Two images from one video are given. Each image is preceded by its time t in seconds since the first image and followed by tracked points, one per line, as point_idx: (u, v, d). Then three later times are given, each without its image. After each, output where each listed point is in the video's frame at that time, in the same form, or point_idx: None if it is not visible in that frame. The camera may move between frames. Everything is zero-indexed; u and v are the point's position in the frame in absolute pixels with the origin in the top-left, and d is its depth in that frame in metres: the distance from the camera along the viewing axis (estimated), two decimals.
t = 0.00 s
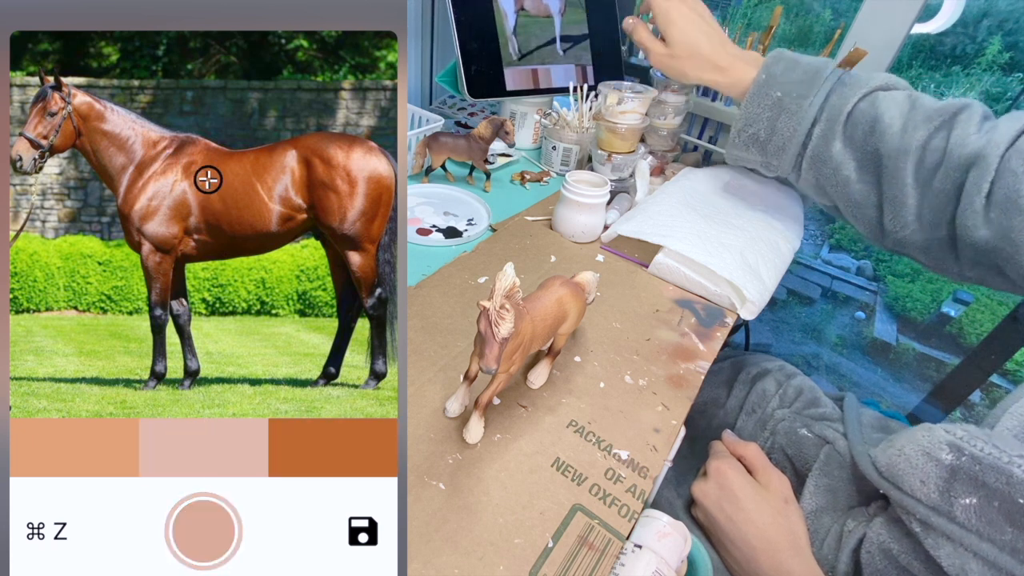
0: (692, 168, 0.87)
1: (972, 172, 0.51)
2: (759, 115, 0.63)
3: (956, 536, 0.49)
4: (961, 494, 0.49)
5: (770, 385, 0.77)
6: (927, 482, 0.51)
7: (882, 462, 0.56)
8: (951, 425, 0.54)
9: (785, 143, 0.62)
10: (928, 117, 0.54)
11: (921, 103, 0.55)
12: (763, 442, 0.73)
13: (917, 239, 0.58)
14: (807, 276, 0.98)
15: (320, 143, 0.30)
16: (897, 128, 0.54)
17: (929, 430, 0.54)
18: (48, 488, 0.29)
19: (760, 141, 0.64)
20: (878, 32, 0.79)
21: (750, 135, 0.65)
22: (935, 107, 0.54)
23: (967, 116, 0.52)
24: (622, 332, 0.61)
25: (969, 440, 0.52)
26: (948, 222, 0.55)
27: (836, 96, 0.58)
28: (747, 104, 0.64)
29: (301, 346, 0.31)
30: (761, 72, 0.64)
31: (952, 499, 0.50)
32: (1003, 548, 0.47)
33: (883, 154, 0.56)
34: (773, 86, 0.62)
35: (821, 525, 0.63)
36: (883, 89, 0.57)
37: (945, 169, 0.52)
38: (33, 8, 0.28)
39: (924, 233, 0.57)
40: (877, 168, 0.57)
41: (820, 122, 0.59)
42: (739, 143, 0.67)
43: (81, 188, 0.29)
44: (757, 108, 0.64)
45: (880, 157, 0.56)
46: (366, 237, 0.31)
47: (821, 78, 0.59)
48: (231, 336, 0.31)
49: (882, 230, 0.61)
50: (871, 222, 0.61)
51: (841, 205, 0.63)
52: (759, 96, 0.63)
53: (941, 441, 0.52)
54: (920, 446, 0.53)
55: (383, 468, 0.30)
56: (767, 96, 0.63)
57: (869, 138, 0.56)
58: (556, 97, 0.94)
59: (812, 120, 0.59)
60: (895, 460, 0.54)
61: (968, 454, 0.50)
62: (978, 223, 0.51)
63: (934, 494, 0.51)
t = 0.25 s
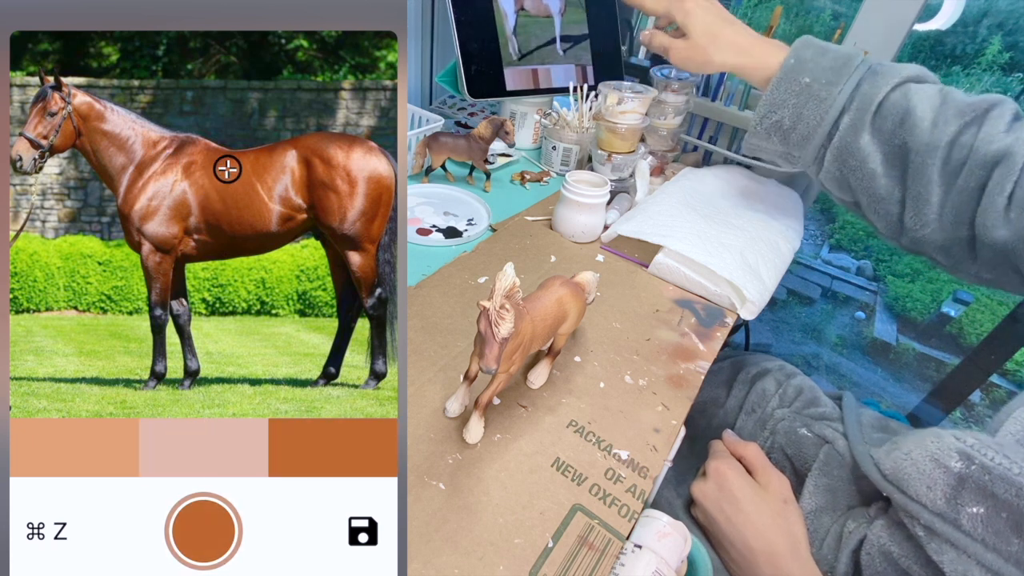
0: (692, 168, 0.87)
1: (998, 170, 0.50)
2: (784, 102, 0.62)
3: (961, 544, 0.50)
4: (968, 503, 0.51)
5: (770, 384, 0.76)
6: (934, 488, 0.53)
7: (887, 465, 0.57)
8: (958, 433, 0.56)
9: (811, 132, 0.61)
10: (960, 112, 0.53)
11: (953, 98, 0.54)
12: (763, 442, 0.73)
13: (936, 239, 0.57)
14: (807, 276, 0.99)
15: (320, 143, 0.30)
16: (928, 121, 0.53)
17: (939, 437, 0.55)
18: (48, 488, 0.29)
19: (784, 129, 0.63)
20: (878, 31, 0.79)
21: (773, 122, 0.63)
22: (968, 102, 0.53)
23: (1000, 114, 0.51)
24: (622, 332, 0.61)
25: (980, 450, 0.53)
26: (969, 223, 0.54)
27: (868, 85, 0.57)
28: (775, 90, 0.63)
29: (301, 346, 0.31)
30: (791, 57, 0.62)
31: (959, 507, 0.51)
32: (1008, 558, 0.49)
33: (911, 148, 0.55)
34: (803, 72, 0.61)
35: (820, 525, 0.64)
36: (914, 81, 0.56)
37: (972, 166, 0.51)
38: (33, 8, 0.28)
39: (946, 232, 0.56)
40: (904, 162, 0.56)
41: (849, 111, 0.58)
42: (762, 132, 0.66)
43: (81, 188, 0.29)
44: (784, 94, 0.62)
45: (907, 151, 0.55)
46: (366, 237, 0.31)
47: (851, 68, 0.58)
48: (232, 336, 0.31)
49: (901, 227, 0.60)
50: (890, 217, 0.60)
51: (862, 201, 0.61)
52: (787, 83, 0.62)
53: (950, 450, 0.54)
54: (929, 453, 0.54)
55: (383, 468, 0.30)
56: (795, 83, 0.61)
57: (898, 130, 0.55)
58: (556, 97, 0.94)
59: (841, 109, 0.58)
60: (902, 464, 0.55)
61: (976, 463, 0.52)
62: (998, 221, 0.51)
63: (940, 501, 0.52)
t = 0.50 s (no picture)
0: (692, 168, 0.87)
1: (1010, 175, 0.48)
2: (788, 115, 0.62)
3: (963, 552, 0.51)
4: (972, 513, 0.52)
5: (769, 384, 0.76)
6: (939, 496, 0.53)
7: (891, 470, 0.58)
8: (968, 442, 0.56)
9: (816, 143, 0.61)
10: (968, 117, 0.52)
11: (963, 102, 0.53)
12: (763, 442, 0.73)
13: (952, 244, 0.56)
14: (807, 276, 0.98)
15: (320, 143, 0.30)
16: (933, 129, 0.53)
17: (947, 446, 0.56)
18: (48, 488, 0.29)
19: (790, 141, 0.63)
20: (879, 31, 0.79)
21: (779, 135, 0.64)
22: (977, 107, 0.52)
23: (1011, 116, 0.50)
24: (622, 332, 0.61)
25: (989, 461, 0.53)
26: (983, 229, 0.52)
27: (871, 95, 0.57)
28: (778, 104, 0.63)
29: (301, 346, 0.31)
30: (793, 72, 0.63)
31: (963, 516, 0.52)
32: (1010, 570, 0.49)
33: (918, 156, 0.54)
34: (805, 85, 0.61)
35: (819, 525, 0.64)
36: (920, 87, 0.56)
37: (982, 172, 0.50)
38: (33, 8, 0.28)
39: (961, 238, 0.55)
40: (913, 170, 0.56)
41: (853, 121, 0.58)
42: (768, 144, 0.66)
43: (81, 188, 0.29)
44: (788, 107, 0.62)
45: (916, 159, 0.55)
46: (366, 237, 0.31)
47: (854, 78, 0.58)
48: (231, 336, 0.31)
49: (917, 236, 0.59)
50: (905, 224, 0.59)
51: (874, 208, 0.61)
52: (790, 96, 0.62)
53: (958, 459, 0.54)
54: (936, 461, 0.55)
55: (383, 468, 0.30)
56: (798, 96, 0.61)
57: (904, 138, 0.55)
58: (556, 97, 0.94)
59: (844, 119, 0.58)
60: (908, 469, 0.56)
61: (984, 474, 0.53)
62: (1013, 228, 0.48)
63: (944, 509, 0.53)
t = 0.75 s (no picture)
0: (692, 168, 0.87)
1: (1010, 173, 0.47)
2: (785, 121, 0.63)
3: (959, 565, 0.52)
4: (971, 528, 0.53)
5: (767, 385, 0.76)
6: (938, 508, 0.54)
7: (891, 478, 0.59)
8: (971, 456, 0.57)
9: (814, 147, 0.61)
10: (966, 114, 0.51)
11: (963, 98, 0.52)
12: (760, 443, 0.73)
13: (959, 243, 0.55)
14: (807, 276, 0.98)
15: (320, 143, 0.30)
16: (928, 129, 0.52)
17: (950, 459, 0.57)
18: (48, 488, 0.29)
19: (789, 145, 0.64)
20: (879, 30, 0.78)
21: (778, 140, 0.65)
22: (976, 102, 0.51)
23: (1012, 110, 0.48)
24: (622, 332, 0.61)
25: (991, 477, 0.54)
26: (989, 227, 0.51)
27: (864, 98, 0.57)
28: (775, 110, 0.64)
29: (301, 346, 0.31)
30: (789, 78, 0.64)
31: (961, 530, 0.53)
32: None
33: (917, 156, 0.53)
34: (798, 91, 0.62)
35: (816, 526, 0.64)
36: (918, 86, 0.55)
37: (983, 170, 0.49)
38: (33, 8, 0.28)
39: (968, 236, 0.53)
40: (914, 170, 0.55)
41: (848, 124, 0.58)
42: (770, 148, 0.67)
43: (81, 188, 0.29)
44: (784, 113, 0.63)
45: (915, 158, 0.54)
46: (366, 237, 0.31)
47: (848, 81, 0.59)
48: (231, 336, 0.31)
49: (926, 233, 0.58)
50: (912, 223, 0.58)
51: (881, 208, 0.60)
52: (786, 102, 0.63)
53: (960, 473, 0.55)
54: (937, 473, 0.56)
55: (383, 468, 0.30)
56: (793, 102, 0.62)
57: (901, 139, 0.54)
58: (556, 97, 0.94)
59: (840, 123, 0.58)
60: (908, 479, 0.57)
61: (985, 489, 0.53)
62: (1017, 228, 0.47)
63: (943, 522, 0.54)
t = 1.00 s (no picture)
0: (692, 168, 0.87)
1: (1008, 173, 0.46)
2: (779, 126, 0.64)
3: None
4: (961, 543, 0.53)
5: (763, 385, 0.77)
6: (930, 521, 0.54)
7: (884, 486, 0.58)
8: (963, 468, 0.56)
9: (810, 150, 0.61)
10: (961, 113, 0.51)
11: (958, 97, 0.52)
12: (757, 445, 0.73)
13: (960, 243, 0.54)
14: (807, 276, 0.98)
15: (320, 143, 0.30)
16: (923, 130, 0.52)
17: (943, 472, 0.56)
18: (48, 488, 0.29)
19: (785, 149, 0.64)
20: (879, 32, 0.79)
21: (774, 144, 0.65)
22: (972, 100, 0.50)
23: (1007, 107, 0.48)
24: (622, 332, 0.61)
25: (983, 493, 0.54)
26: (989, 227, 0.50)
27: (857, 100, 0.57)
28: (768, 114, 0.65)
29: (301, 346, 0.31)
30: (781, 83, 0.64)
31: (952, 545, 0.53)
32: None
33: (913, 157, 0.53)
34: (791, 95, 0.62)
35: (813, 528, 0.64)
36: (911, 85, 0.55)
37: (981, 170, 0.49)
38: (33, 8, 0.27)
39: (968, 237, 0.53)
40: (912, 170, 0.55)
41: (841, 127, 0.58)
42: (767, 153, 0.67)
43: (82, 188, 0.29)
44: (778, 117, 0.64)
45: (911, 159, 0.54)
46: (366, 237, 0.31)
47: (840, 83, 0.59)
48: (232, 336, 0.31)
49: (928, 234, 0.57)
50: (914, 223, 0.58)
51: (880, 209, 0.60)
52: (779, 106, 0.64)
53: (952, 487, 0.55)
54: (929, 485, 0.56)
55: (384, 468, 0.30)
56: (786, 106, 0.63)
57: (896, 140, 0.54)
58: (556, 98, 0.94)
59: (834, 126, 0.59)
60: (901, 489, 0.57)
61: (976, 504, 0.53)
62: (1018, 229, 0.46)
63: (935, 535, 0.54)
